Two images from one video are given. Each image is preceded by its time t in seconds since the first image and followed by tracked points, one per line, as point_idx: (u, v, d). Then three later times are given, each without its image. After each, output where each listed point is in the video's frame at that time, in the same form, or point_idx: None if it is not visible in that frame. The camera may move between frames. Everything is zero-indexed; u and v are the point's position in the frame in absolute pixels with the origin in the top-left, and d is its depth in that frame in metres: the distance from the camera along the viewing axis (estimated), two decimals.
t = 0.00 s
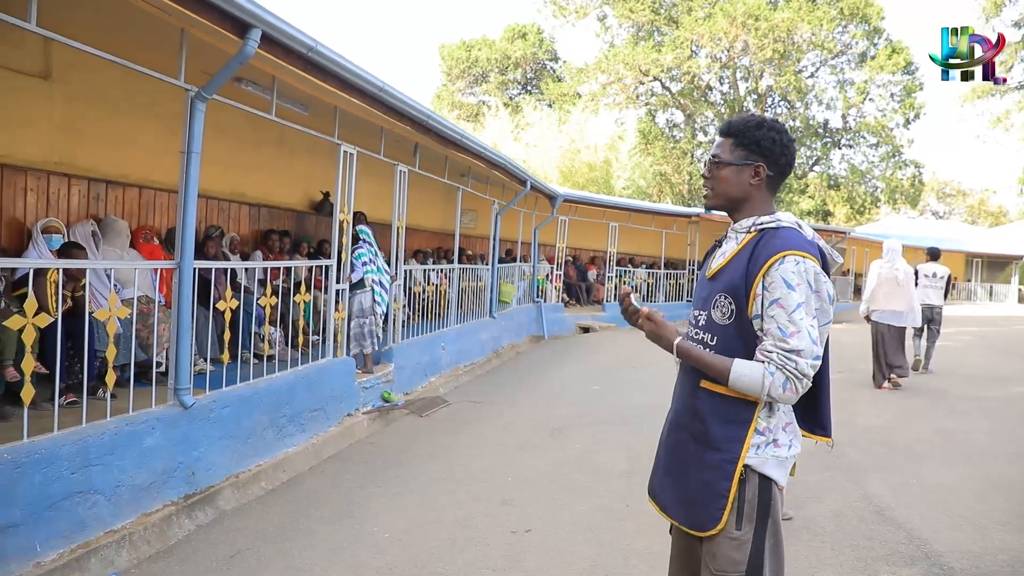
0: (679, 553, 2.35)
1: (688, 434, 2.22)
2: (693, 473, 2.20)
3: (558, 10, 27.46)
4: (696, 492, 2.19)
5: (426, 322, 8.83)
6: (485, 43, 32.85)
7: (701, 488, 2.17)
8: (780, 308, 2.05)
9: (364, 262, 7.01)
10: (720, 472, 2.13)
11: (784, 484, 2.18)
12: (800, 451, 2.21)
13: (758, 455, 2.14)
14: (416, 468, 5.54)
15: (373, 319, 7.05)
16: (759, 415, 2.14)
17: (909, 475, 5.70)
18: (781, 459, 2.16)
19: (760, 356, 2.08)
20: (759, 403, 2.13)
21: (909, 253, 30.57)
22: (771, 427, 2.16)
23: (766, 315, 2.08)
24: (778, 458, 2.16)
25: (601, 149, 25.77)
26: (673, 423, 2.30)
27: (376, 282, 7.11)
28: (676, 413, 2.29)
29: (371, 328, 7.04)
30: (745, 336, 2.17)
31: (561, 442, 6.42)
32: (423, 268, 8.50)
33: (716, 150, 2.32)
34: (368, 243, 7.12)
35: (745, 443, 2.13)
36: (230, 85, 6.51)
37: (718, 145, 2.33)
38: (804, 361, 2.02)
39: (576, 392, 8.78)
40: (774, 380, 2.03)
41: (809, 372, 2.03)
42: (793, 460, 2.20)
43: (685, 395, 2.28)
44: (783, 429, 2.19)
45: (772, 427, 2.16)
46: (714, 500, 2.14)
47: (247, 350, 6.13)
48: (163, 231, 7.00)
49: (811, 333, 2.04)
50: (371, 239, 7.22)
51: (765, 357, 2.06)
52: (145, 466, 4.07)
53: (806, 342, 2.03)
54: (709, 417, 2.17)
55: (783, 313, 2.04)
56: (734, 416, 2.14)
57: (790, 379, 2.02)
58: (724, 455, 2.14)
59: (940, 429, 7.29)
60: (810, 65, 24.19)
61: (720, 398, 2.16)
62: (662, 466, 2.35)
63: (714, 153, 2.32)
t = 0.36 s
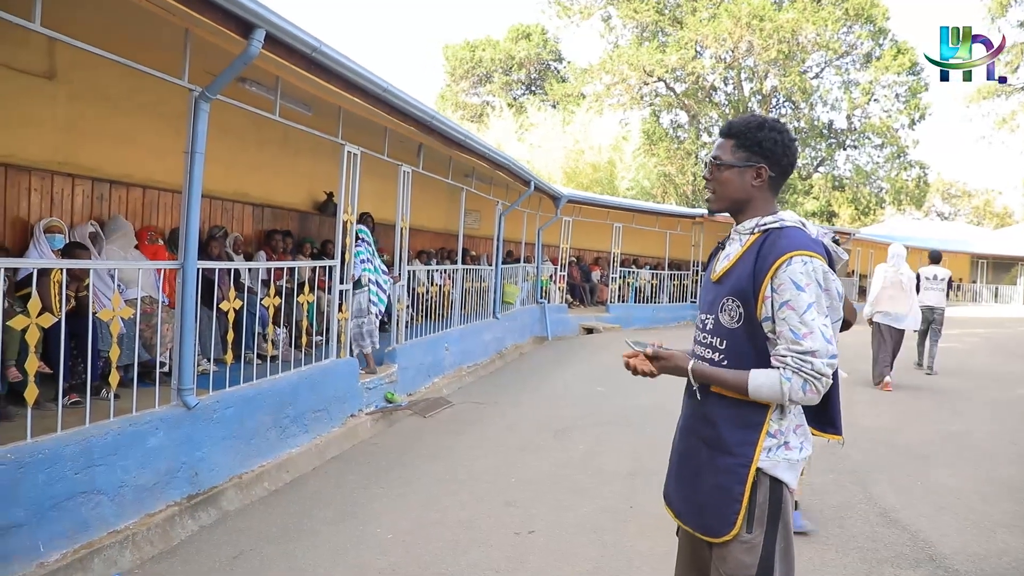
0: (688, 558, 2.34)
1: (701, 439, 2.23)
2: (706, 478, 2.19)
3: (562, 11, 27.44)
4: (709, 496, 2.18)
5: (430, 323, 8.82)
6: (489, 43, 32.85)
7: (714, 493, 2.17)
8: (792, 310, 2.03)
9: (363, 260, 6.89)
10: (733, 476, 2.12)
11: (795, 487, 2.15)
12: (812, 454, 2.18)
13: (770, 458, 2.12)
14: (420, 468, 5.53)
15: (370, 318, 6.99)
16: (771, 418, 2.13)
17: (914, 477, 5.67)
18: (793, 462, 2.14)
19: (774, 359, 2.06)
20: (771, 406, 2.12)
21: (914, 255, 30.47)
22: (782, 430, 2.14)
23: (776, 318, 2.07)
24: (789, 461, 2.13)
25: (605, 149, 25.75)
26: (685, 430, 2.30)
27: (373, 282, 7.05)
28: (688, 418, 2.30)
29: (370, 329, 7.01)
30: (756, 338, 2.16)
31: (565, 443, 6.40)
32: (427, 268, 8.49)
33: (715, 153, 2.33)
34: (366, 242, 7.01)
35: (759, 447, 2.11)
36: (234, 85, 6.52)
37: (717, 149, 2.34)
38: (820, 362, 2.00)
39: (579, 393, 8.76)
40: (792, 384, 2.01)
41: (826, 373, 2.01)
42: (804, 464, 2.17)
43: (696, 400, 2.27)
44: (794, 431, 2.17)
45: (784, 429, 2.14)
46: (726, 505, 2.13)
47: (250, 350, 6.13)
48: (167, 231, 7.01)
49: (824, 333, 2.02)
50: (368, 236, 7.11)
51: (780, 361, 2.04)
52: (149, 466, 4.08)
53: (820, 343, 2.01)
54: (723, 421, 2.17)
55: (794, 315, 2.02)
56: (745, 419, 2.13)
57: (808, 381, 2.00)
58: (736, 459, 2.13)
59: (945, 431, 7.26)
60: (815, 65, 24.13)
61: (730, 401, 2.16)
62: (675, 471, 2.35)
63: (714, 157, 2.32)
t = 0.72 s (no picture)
0: (701, 559, 2.34)
1: (713, 441, 2.22)
2: (720, 479, 2.18)
3: (572, 10, 27.41)
4: (723, 498, 2.17)
5: (439, 322, 8.84)
6: (499, 42, 32.87)
7: (728, 494, 2.16)
8: (795, 309, 2.03)
9: (374, 261, 7.07)
10: (747, 476, 2.12)
11: (807, 487, 2.16)
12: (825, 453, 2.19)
13: (782, 458, 2.12)
14: (428, 467, 5.55)
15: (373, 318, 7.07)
16: (782, 418, 2.13)
17: (925, 479, 5.64)
18: (805, 462, 2.14)
19: (779, 360, 2.06)
20: (782, 407, 2.12)
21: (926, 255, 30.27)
22: (794, 429, 2.14)
23: (781, 318, 2.07)
24: (802, 461, 2.14)
25: (615, 149, 25.72)
26: (699, 431, 2.30)
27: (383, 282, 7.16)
28: (700, 420, 2.30)
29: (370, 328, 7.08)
30: (762, 339, 2.16)
31: (573, 443, 6.40)
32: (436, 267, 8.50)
33: (711, 157, 2.34)
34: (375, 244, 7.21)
35: (770, 447, 2.11)
36: (245, 85, 6.55)
37: (712, 153, 2.35)
38: (824, 360, 2.00)
39: (588, 393, 8.76)
40: (796, 384, 2.01)
41: (831, 371, 2.01)
42: (817, 463, 2.17)
43: (706, 402, 2.28)
44: (806, 431, 2.17)
45: (796, 429, 2.14)
46: (740, 506, 2.13)
47: (260, 349, 6.16)
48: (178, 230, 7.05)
49: (828, 331, 2.02)
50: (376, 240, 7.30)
51: (785, 361, 2.04)
52: (160, 463, 4.10)
53: (824, 341, 2.01)
54: (735, 422, 2.16)
55: (797, 314, 2.02)
56: (757, 420, 2.13)
57: (813, 379, 2.00)
58: (748, 460, 2.12)
59: (957, 433, 7.22)
60: (826, 65, 24.00)
61: (741, 403, 2.15)
62: (689, 474, 2.35)
63: (710, 161, 2.34)
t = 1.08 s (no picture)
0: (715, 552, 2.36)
1: (725, 436, 2.22)
2: (734, 474, 2.19)
3: (580, 6, 27.32)
4: (738, 493, 2.18)
5: (448, 318, 8.85)
6: (507, 39, 32.81)
7: (742, 487, 2.17)
8: (792, 304, 2.03)
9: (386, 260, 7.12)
10: (761, 470, 2.13)
11: (820, 478, 2.16)
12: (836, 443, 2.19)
13: (795, 450, 2.12)
14: (437, 463, 5.57)
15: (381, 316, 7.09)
16: (793, 410, 2.13)
17: (935, 477, 5.61)
18: (817, 453, 2.14)
19: (782, 354, 2.07)
20: (792, 399, 2.12)
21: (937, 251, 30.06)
22: (804, 421, 2.14)
23: (779, 314, 2.07)
24: (814, 452, 2.14)
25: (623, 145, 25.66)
26: (710, 424, 2.30)
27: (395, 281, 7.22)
28: (711, 415, 2.30)
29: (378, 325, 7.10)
30: (764, 335, 2.16)
31: (582, 439, 6.40)
32: (444, 264, 8.51)
33: (693, 158, 2.33)
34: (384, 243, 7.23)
35: (783, 440, 2.11)
36: (254, 82, 6.57)
37: (694, 154, 2.34)
38: (827, 351, 2.01)
39: (596, 389, 8.75)
40: (803, 377, 2.01)
41: (834, 361, 2.02)
42: (829, 453, 2.18)
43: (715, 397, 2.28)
44: (817, 421, 2.17)
45: (806, 421, 2.14)
46: (755, 500, 2.14)
47: (270, 346, 6.18)
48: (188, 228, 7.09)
49: (827, 322, 2.02)
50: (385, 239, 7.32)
51: (789, 356, 2.04)
52: (171, 459, 4.13)
53: (824, 332, 2.01)
54: (746, 416, 2.16)
55: (795, 309, 2.02)
56: (768, 414, 2.13)
57: (819, 370, 2.01)
58: (762, 454, 2.13)
59: (969, 430, 7.18)
60: (835, 60, 23.83)
61: (751, 398, 2.15)
62: (703, 469, 2.35)
63: (692, 163, 2.32)
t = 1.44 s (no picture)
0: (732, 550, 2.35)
1: (740, 431, 2.23)
2: (751, 468, 2.19)
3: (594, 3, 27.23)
4: (755, 486, 2.18)
5: (461, 315, 8.86)
6: (520, 36, 32.76)
7: (760, 481, 2.17)
8: (795, 298, 2.07)
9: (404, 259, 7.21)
10: (779, 462, 2.13)
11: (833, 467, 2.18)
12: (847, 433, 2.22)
13: (810, 440, 2.14)
14: (451, 459, 5.59)
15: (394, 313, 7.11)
16: (804, 402, 2.15)
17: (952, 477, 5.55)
18: (831, 442, 2.16)
19: (789, 347, 2.09)
20: (802, 390, 2.14)
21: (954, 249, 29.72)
22: (817, 411, 2.16)
23: (783, 309, 2.10)
24: (828, 441, 2.16)
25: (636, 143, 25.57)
26: (723, 419, 2.31)
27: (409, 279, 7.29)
28: (723, 413, 2.31)
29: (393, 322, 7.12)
30: (770, 331, 2.19)
31: (594, 437, 6.39)
32: (458, 261, 8.51)
33: (684, 165, 2.33)
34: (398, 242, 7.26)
35: (798, 430, 2.13)
36: (269, 80, 6.60)
37: (685, 160, 2.34)
38: (833, 340, 2.04)
39: (610, 387, 8.72)
40: (812, 367, 2.03)
41: (841, 349, 2.05)
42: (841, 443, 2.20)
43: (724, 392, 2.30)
44: (829, 411, 2.19)
45: (819, 411, 2.16)
46: (773, 492, 2.14)
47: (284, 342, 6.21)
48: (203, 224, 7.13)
49: (830, 312, 2.06)
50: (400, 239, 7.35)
51: (796, 348, 2.06)
52: (186, 454, 4.16)
53: (829, 322, 2.05)
54: (760, 408, 2.18)
55: (798, 302, 2.06)
56: (780, 406, 2.15)
57: (827, 360, 2.04)
58: (778, 445, 2.14)
59: (987, 430, 7.10)
60: (851, 56, 23.60)
61: (763, 392, 2.17)
62: (718, 467, 2.35)
63: (685, 168, 2.32)
